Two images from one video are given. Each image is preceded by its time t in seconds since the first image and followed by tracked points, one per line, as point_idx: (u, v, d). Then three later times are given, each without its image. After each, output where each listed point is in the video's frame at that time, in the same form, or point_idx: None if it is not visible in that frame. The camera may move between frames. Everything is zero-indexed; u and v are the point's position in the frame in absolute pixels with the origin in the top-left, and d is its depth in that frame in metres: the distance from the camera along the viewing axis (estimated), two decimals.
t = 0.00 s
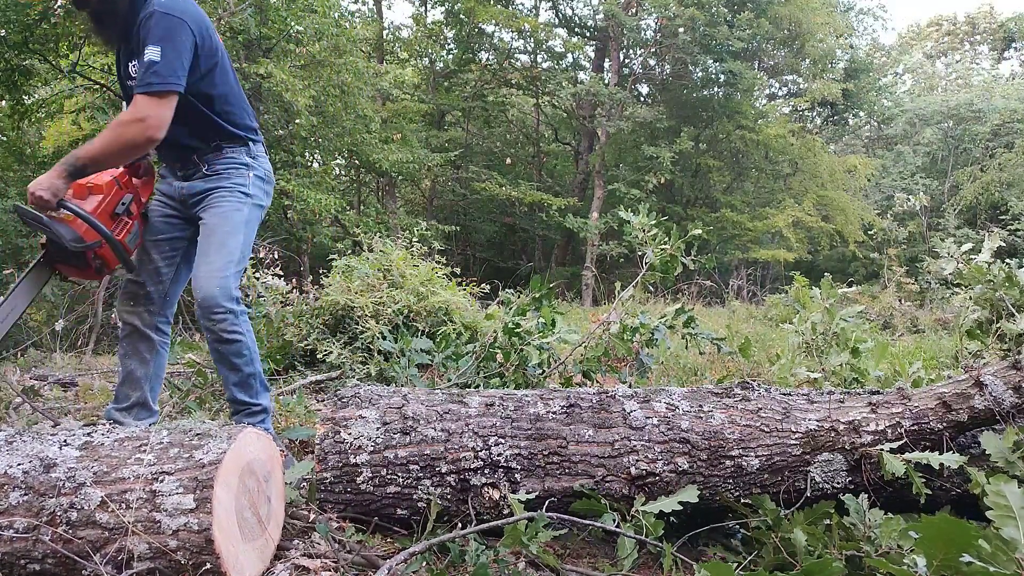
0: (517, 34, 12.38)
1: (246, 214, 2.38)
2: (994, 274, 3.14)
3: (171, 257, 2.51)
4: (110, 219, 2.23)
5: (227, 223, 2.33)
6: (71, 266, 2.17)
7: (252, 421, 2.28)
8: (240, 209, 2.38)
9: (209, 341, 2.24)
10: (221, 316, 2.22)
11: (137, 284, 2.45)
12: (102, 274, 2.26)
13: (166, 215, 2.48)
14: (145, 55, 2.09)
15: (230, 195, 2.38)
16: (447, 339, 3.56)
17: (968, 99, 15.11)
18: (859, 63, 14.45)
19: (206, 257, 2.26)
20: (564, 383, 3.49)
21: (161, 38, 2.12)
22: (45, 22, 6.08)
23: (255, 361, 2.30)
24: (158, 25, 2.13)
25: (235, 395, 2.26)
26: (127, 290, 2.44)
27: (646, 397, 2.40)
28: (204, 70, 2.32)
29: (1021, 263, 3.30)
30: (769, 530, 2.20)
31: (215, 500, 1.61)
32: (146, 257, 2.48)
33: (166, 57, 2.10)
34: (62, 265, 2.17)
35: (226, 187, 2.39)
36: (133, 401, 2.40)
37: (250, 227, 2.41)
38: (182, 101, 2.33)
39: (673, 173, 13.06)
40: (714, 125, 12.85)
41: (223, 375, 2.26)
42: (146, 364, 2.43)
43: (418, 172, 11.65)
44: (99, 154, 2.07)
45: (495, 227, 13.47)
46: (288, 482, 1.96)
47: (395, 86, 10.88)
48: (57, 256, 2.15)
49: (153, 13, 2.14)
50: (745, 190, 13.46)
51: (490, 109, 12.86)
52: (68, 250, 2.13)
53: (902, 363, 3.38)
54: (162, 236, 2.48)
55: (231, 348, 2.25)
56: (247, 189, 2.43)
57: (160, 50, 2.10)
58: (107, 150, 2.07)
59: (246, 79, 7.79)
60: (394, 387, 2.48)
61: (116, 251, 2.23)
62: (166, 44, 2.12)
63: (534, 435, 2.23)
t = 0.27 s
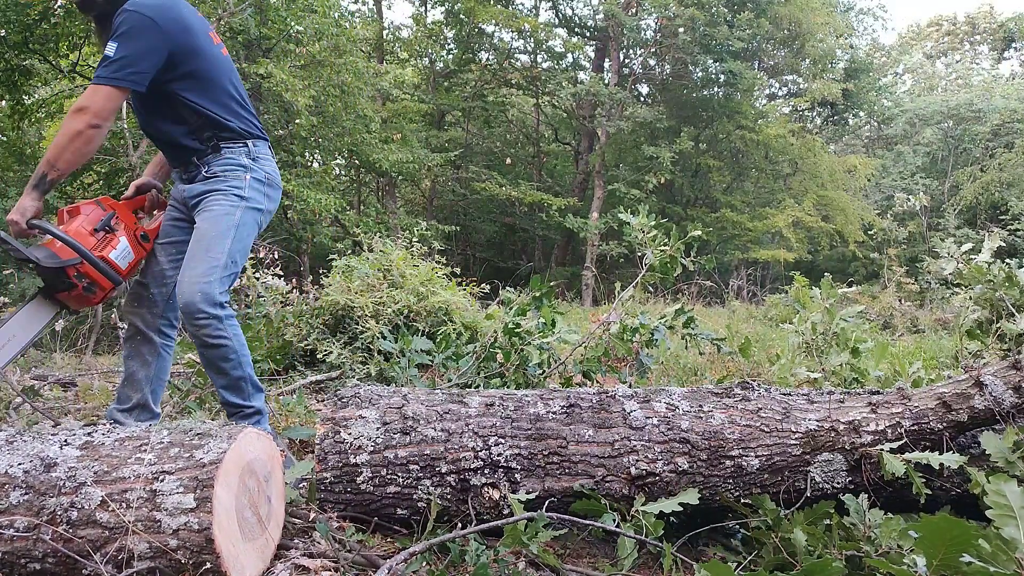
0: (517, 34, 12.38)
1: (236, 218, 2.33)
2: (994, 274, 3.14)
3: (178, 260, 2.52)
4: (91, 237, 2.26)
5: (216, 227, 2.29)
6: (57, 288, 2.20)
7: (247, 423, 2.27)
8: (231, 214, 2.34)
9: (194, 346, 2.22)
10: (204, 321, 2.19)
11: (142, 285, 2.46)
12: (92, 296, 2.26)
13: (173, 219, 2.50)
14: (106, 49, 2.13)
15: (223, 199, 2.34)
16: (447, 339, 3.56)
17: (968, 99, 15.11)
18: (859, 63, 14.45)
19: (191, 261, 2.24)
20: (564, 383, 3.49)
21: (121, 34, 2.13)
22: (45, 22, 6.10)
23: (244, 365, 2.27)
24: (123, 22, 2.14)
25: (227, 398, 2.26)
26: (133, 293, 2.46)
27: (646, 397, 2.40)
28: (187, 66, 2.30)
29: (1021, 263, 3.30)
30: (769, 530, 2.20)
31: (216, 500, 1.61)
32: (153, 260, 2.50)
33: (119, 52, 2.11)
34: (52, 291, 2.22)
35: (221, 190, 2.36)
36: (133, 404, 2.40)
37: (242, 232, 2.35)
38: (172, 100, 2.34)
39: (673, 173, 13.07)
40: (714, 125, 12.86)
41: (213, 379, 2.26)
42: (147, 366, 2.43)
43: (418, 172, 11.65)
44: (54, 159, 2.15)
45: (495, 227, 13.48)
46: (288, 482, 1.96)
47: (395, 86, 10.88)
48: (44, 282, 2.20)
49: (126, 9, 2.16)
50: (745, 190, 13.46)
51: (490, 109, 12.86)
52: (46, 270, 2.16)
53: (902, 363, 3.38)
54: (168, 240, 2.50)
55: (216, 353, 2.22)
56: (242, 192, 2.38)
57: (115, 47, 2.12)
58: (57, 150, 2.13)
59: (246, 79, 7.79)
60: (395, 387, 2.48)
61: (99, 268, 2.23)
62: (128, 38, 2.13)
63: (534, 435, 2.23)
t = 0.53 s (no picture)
0: (517, 34, 12.38)
1: (235, 217, 2.33)
2: (994, 274, 3.14)
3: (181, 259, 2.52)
4: (113, 236, 2.26)
5: (214, 227, 2.29)
6: (84, 290, 2.22)
7: (249, 423, 2.27)
8: (230, 214, 2.33)
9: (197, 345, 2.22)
10: (205, 320, 2.19)
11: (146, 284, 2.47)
12: (121, 293, 2.30)
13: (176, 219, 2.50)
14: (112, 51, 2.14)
15: (222, 199, 2.34)
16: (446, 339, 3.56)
17: (968, 99, 15.11)
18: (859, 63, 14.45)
19: (192, 260, 2.24)
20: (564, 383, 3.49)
21: (128, 35, 2.13)
22: (45, 22, 6.10)
23: (245, 364, 2.27)
24: (128, 23, 2.15)
25: (227, 398, 2.26)
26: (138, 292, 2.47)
27: (646, 397, 2.40)
28: (185, 66, 2.30)
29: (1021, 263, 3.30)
30: (769, 530, 2.20)
31: (215, 500, 1.61)
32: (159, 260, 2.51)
33: (128, 53, 2.12)
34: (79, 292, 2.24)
35: (220, 190, 2.36)
36: (136, 402, 2.40)
37: (241, 231, 2.35)
38: (172, 100, 2.34)
39: (673, 173, 13.07)
40: (714, 125, 12.86)
41: (214, 378, 2.25)
42: (151, 366, 2.43)
43: (418, 172, 11.65)
44: (70, 162, 2.15)
45: (495, 227, 13.48)
46: (288, 483, 1.96)
47: (395, 86, 10.88)
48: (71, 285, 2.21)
49: (126, 11, 2.17)
50: (745, 190, 13.46)
51: (490, 109, 12.86)
52: (73, 275, 2.16)
53: (902, 363, 3.38)
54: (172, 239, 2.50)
55: (219, 353, 2.22)
56: (241, 191, 2.38)
57: (123, 47, 2.12)
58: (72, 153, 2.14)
59: (246, 79, 7.79)
60: (394, 386, 2.48)
61: (127, 266, 2.26)
62: (133, 40, 2.14)
63: (534, 435, 2.23)
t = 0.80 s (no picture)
0: (517, 34, 12.38)
1: (238, 218, 2.33)
2: (994, 274, 3.14)
3: (172, 259, 2.51)
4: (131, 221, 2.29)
5: (219, 229, 2.29)
6: (82, 259, 2.14)
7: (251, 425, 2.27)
8: (233, 214, 2.34)
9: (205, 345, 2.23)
10: (213, 321, 2.20)
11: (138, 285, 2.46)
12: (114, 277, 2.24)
13: (167, 217, 2.49)
14: (149, 45, 2.12)
15: (223, 199, 2.34)
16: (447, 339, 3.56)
17: (967, 99, 15.12)
18: (859, 63, 14.46)
19: (200, 262, 2.24)
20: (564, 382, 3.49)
21: (163, 27, 2.14)
22: (45, 22, 6.12)
23: (252, 366, 2.28)
24: (159, 15, 2.16)
25: (231, 399, 2.26)
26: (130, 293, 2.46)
27: (646, 397, 2.40)
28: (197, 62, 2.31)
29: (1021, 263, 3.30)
30: (769, 530, 2.20)
31: (215, 501, 1.61)
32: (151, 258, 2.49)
33: (169, 43, 2.12)
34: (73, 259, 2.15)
35: (220, 190, 2.36)
36: (134, 403, 2.40)
37: (244, 232, 2.36)
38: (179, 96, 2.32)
39: (673, 173, 13.07)
40: (714, 125, 12.86)
41: (219, 379, 2.26)
42: (147, 365, 2.43)
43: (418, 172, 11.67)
44: (118, 140, 2.09)
45: (495, 227, 13.48)
46: (289, 483, 1.97)
47: (395, 86, 10.89)
48: (70, 249, 2.13)
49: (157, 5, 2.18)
50: (745, 190, 13.47)
51: (490, 109, 12.86)
52: (83, 238, 2.11)
53: (902, 363, 3.38)
54: (164, 238, 2.49)
55: (226, 353, 2.23)
56: (241, 192, 2.38)
57: (163, 37, 2.13)
58: (137, 136, 2.08)
59: (246, 79, 7.80)
60: (394, 386, 2.48)
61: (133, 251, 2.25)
62: (167, 31, 2.14)
63: (534, 435, 2.23)
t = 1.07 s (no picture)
0: (517, 34, 12.38)
1: (228, 210, 2.33)
2: (994, 274, 3.14)
3: (154, 257, 2.49)
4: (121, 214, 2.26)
5: (213, 220, 2.29)
6: (70, 255, 2.04)
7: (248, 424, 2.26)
8: (223, 205, 2.33)
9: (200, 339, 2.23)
10: (211, 314, 2.20)
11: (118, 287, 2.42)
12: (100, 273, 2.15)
13: (150, 214, 2.47)
14: (157, 25, 2.14)
15: (213, 189, 2.33)
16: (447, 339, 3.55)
17: (967, 99, 15.12)
18: (859, 63, 14.46)
19: (190, 256, 2.24)
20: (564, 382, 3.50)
21: (173, 11, 2.17)
22: (45, 22, 6.12)
23: (248, 357, 2.28)
24: None
25: (231, 392, 2.26)
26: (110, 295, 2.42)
27: (646, 397, 2.40)
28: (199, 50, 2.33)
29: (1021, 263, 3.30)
30: (769, 530, 2.20)
31: (215, 501, 1.61)
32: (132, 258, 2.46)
33: (178, 27, 2.15)
34: (58, 256, 2.04)
35: (210, 180, 2.35)
36: (131, 405, 2.41)
37: (235, 224, 2.36)
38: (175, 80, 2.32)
39: (673, 173, 13.07)
40: (714, 125, 12.86)
41: (217, 372, 2.26)
42: (138, 366, 2.43)
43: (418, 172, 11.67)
44: (121, 124, 2.06)
45: (495, 227, 13.48)
46: (289, 483, 1.97)
47: (395, 86, 10.89)
48: (59, 245, 2.03)
49: None
50: (745, 190, 13.47)
51: (490, 109, 12.86)
52: (76, 233, 2.03)
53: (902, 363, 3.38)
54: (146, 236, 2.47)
55: (221, 346, 2.23)
56: (230, 182, 2.38)
57: (172, 21, 2.15)
58: (135, 116, 2.06)
59: (246, 79, 7.80)
60: (394, 386, 2.48)
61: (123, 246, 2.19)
62: (177, 16, 2.18)
63: (534, 435, 2.23)
